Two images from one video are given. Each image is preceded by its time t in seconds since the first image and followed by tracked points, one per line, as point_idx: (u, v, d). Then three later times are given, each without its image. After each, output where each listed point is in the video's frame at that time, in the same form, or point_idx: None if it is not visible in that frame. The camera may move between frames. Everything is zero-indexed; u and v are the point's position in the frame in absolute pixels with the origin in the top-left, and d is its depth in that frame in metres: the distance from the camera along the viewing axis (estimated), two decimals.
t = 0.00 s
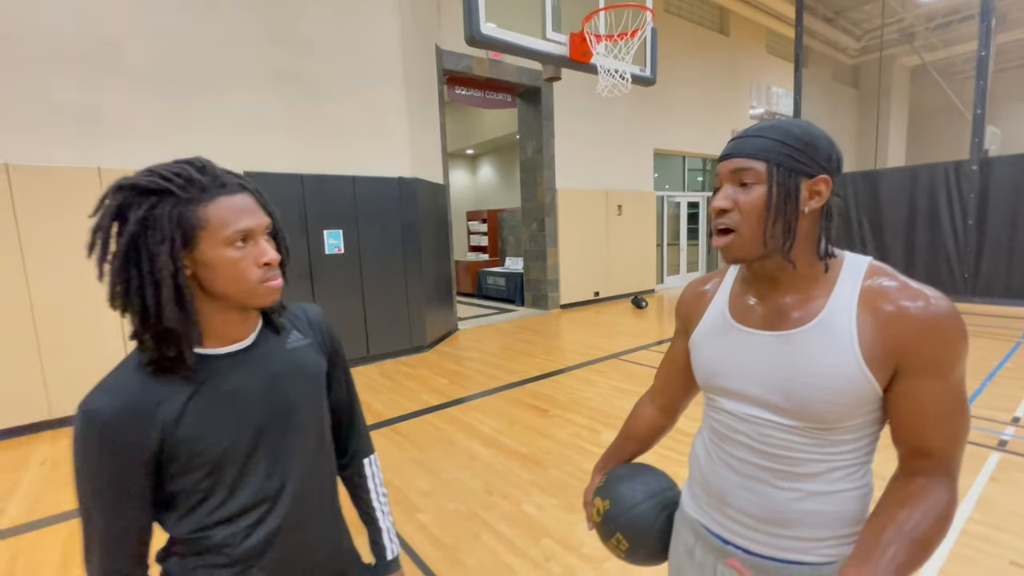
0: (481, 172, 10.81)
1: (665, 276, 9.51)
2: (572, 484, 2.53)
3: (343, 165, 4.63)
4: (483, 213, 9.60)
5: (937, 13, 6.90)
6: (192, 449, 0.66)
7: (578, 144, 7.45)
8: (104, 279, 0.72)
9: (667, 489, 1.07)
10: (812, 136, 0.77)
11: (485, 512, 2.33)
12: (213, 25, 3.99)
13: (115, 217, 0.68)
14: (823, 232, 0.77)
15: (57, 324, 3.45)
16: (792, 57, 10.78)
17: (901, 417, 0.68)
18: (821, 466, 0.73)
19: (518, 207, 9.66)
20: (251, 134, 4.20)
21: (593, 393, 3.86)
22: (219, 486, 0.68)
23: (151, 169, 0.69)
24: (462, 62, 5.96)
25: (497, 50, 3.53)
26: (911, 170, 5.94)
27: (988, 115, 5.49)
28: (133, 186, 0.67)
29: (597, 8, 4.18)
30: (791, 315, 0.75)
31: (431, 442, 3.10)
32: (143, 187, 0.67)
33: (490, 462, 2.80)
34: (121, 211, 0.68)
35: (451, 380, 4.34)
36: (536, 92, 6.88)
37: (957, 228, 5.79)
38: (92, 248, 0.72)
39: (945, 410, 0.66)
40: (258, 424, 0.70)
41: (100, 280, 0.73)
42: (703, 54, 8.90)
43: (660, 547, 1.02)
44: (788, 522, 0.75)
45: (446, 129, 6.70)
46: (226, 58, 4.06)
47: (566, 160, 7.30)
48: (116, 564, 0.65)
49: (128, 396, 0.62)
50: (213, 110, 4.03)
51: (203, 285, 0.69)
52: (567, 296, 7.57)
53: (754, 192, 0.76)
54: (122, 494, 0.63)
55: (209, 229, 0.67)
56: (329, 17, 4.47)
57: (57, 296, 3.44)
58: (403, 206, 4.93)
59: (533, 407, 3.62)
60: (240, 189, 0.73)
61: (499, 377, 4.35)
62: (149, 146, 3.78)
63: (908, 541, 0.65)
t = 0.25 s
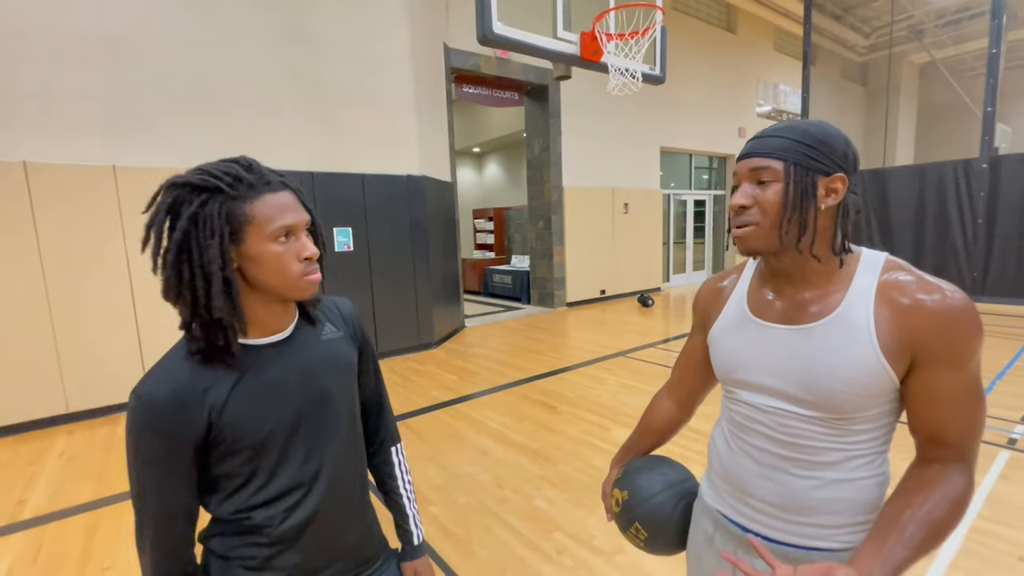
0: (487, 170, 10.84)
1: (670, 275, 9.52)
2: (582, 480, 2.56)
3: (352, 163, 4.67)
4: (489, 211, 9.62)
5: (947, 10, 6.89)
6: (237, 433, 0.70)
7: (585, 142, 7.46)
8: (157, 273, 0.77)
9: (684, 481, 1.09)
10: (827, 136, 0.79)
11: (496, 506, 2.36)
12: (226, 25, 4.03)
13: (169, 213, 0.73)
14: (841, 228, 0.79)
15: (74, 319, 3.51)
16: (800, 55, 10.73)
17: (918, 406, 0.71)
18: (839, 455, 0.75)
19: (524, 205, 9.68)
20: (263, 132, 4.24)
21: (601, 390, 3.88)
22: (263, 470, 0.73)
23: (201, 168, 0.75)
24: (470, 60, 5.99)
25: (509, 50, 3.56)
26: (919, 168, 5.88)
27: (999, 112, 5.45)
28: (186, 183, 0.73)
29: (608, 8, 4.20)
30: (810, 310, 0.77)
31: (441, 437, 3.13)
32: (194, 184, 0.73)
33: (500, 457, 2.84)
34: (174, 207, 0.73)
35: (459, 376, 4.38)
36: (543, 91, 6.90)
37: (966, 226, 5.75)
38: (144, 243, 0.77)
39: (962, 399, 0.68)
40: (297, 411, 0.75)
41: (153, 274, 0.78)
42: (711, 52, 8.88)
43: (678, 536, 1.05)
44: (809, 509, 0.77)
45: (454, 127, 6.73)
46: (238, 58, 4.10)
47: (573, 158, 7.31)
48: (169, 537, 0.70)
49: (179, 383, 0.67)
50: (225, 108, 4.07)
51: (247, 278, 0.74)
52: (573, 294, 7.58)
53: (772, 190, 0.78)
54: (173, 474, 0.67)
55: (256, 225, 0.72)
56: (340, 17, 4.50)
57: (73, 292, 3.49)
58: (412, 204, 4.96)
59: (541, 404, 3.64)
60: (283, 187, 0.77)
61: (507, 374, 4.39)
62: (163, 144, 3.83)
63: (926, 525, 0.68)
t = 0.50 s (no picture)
0: (492, 168, 10.86)
1: (675, 273, 9.52)
2: (589, 476, 2.59)
3: (361, 161, 4.71)
4: (494, 210, 9.64)
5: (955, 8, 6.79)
6: (269, 423, 0.77)
7: (591, 140, 7.46)
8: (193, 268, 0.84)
9: (695, 474, 1.12)
10: (840, 139, 0.81)
11: (504, 501, 2.39)
12: (237, 24, 4.06)
13: (207, 212, 0.80)
14: (854, 228, 0.81)
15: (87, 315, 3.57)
16: (806, 53, 10.69)
17: (925, 402, 0.73)
18: (849, 449, 0.77)
19: (529, 203, 9.69)
20: (273, 130, 4.28)
21: (607, 388, 3.91)
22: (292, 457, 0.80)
23: (239, 170, 0.82)
24: (477, 59, 6.02)
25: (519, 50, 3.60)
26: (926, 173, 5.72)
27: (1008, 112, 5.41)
28: (223, 184, 0.81)
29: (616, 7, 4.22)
30: (823, 307, 0.79)
31: (449, 433, 3.17)
32: (234, 185, 0.80)
33: (507, 454, 2.87)
34: (213, 207, 0.80)
35: (465, 373, 4.41)
36: (549, 89, 6.91)
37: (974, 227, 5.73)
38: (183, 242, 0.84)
39: (972, 395, 0.70)
40: (322, 403, 0.81)
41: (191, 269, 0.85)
42: (717, 50, 8.86)
43: (690, 528, 1.07)
44: (817, 501, 0.80)
45: (460, 125, 6.74)
46: (248, 56, 4.13)
47: (579, 157, 7.33)
48: (203, 525, 0.76)
49: (218, 375, 0.74)
50: (235, 107, 4.11)
51: (279, 274, 0.81)
52: (578, 292, 7.60)
53: (786, 193, 0.80)
54: (211, 462, 0.74)
55: (288, 224, 0.79)
56: (348, 15, 4.53)
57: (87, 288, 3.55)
58: (419, 202, 4.99)
59: (547, 401, 3.67)
60: (314, 188, 0.85)
61: (513, 371, 4.42)
62: (175, 141, 3.87)
63: (936, 515, 0.70)
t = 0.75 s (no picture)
0: (498, 167, 10.87)
1: (680, 273, 9.51)
2: (594, 474, 2.61)
3: (367, 160, 4.73)
4: (499, 208, 9.66)
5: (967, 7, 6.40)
6: (288, 418, 0.80)
7: (597, 139, 7.46)
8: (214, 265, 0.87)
9: (701, 471, 1.14)
10: (849, 143, 0.83)
11: (510, 498, 2.41)
12: (246, 23, 4.09)
13: (229, 212, 0.83)
14: (862, 232, 0.82)
15: (99, 311, 3.61)
16: (814, 52, 10.64)
17: (934, 404, 0.74)
18: (854, 448, 0.79)
19: (534, 202, 9.71)
20: (281, 130, 4.31)
21: (611, 387, 3.92)
22: (308, 451, 0.82)
23: (260, 171, 0.85)
24: (483, 58, 6.03)
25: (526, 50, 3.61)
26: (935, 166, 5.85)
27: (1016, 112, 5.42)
28: (245, 186, 0.83)
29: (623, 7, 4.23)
30: (830, 308, 0.81)
31: (454, 430, 3.19)
32: (255, 187, 0.83)
33: (513, 451, 2.89)
34: (236, 207, 0.83)
35: (470, 371, 4.44)
36: (555, 88, 6.91)
37: (982, 228, 5.65)
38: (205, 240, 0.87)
39: (982, 395, 0.70)
40: (337, 400, 0.83)
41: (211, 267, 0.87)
42: (724, 49, 8.83)
43: (696, 524, 1.09)
44: (822, 498, 0.81)
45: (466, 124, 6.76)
46: (257, 55, 4.16)
47: (584, 156, 7.32)
48: (223, 517, 0.78)
49: (238, 372, 0.77)
50: (244, 105, 4.14)
51: (298, 272, 0.83)
52: (583, 291, 7.61)
53: (796, 195, 0.82)
54: (231, 455, 0.76)
55: (308, 224, 0.82)
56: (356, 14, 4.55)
57: (98, 285, 3.59)
58: (425, 201, 5.02)
59: (552, 399, 3.69)
60: (332, 190, 0.87)
61: (518, 370, 4.44)
62: (184, 140, 3.91)
63: (940, 509, 0.69)
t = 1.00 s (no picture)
0: (501, 166, 10.88)
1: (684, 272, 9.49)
2: (595, 473, 2.62)
3: (371, 159, 4.75)
4: (503, 207, 9.67)
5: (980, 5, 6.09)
6: (291, 413, 0.81)
7: (601, 139, 7.46)
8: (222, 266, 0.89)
9: (699, 470, 1.15)
10: (848, 146, 0.83)
11: (511, 496, 2.42)
12: (252, 22, 4.12)
13: (233, 213, 0.85)
14: (861, 234, 0.83)
15: (104, 308, 3.64)
16: (820, 52, 10.60)
17: (930, 407, 0.74)
18: (851, 447, 0.79)
19: (538, 201, 9.71)
20: (286, 130, 4.34)
21: (613, 386, 3.93)
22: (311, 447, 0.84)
23: (265, 173, 0.87)
24: (487, 57, 6.04)
25: (529, 51, 3.62)
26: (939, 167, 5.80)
27: None
28: (249, 186, 0.85)
29: (627, 8, 4.23)
30: (828, 309, 0.81)
31: (456, 429, 3.21)
32: (259, 188, 0.84)
33: (514, 450, 2.90)
34: (240, 209, 0.85)
35: (472, 370, 4.45)
36: (559, 88, 6.91)
37: (989, 230, 5.64)
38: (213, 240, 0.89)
39: (980, 399, 0.70)
40: (339, 397, 0.85)
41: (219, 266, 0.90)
42: (729, 49, 8.81)
43: (693, 522, 1.10)
44: (817, 497, 0.82)
45: (470, 123, 6.78)
46: (262, 54, 4.18)
47: (587, 155, 7.32)
48: (226, 511, 0.79)
49: (243, 369, 0.78)
50: (249, 104, 4.16)
51: (301, 271, 0.85)
52: (585, 291, 7.61)
53: (794, 199, 0.83)
54: (235, 450, 0.78)
55: (310, 225, 0.83)
56: (361, 13, 4.57)
57: (104, 282, 3.63)
58: (428, 199, 5.03)
59: (554, 399, 3.70)
60: (334, 190, 0.88)
61: (520, 369, 4.45)
62: (190, 139, 3.94)
63: (929, 508, 0.70)
